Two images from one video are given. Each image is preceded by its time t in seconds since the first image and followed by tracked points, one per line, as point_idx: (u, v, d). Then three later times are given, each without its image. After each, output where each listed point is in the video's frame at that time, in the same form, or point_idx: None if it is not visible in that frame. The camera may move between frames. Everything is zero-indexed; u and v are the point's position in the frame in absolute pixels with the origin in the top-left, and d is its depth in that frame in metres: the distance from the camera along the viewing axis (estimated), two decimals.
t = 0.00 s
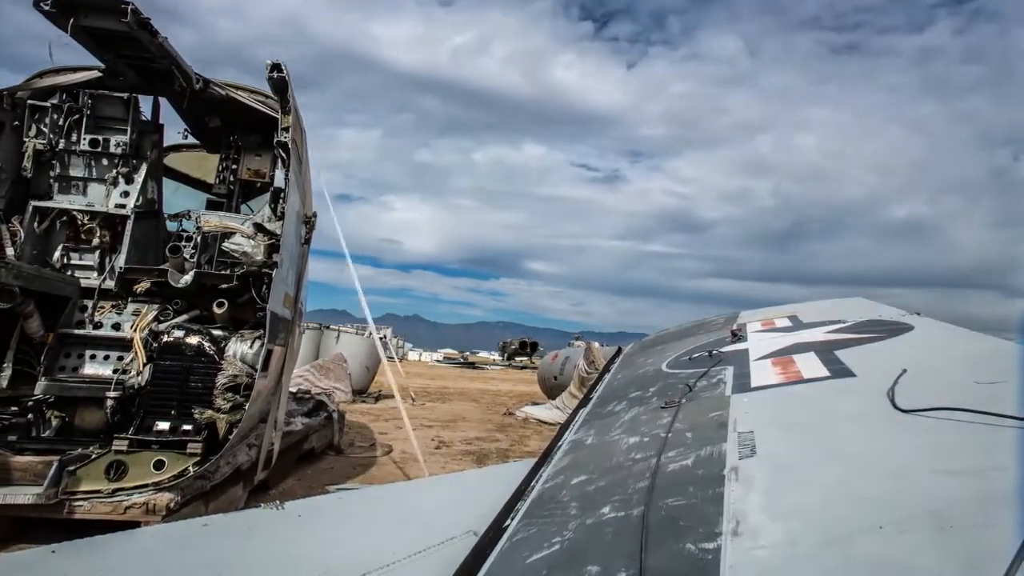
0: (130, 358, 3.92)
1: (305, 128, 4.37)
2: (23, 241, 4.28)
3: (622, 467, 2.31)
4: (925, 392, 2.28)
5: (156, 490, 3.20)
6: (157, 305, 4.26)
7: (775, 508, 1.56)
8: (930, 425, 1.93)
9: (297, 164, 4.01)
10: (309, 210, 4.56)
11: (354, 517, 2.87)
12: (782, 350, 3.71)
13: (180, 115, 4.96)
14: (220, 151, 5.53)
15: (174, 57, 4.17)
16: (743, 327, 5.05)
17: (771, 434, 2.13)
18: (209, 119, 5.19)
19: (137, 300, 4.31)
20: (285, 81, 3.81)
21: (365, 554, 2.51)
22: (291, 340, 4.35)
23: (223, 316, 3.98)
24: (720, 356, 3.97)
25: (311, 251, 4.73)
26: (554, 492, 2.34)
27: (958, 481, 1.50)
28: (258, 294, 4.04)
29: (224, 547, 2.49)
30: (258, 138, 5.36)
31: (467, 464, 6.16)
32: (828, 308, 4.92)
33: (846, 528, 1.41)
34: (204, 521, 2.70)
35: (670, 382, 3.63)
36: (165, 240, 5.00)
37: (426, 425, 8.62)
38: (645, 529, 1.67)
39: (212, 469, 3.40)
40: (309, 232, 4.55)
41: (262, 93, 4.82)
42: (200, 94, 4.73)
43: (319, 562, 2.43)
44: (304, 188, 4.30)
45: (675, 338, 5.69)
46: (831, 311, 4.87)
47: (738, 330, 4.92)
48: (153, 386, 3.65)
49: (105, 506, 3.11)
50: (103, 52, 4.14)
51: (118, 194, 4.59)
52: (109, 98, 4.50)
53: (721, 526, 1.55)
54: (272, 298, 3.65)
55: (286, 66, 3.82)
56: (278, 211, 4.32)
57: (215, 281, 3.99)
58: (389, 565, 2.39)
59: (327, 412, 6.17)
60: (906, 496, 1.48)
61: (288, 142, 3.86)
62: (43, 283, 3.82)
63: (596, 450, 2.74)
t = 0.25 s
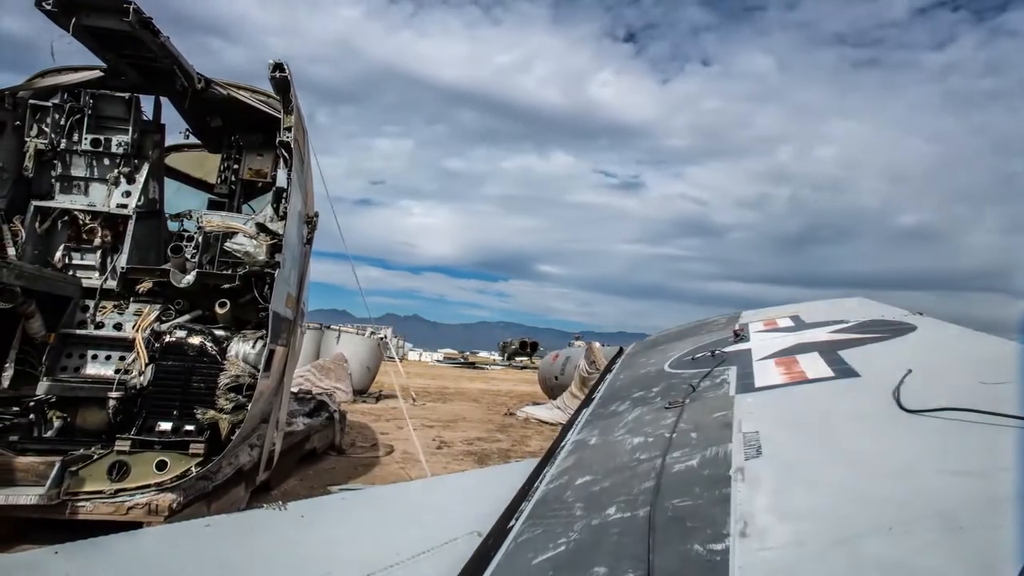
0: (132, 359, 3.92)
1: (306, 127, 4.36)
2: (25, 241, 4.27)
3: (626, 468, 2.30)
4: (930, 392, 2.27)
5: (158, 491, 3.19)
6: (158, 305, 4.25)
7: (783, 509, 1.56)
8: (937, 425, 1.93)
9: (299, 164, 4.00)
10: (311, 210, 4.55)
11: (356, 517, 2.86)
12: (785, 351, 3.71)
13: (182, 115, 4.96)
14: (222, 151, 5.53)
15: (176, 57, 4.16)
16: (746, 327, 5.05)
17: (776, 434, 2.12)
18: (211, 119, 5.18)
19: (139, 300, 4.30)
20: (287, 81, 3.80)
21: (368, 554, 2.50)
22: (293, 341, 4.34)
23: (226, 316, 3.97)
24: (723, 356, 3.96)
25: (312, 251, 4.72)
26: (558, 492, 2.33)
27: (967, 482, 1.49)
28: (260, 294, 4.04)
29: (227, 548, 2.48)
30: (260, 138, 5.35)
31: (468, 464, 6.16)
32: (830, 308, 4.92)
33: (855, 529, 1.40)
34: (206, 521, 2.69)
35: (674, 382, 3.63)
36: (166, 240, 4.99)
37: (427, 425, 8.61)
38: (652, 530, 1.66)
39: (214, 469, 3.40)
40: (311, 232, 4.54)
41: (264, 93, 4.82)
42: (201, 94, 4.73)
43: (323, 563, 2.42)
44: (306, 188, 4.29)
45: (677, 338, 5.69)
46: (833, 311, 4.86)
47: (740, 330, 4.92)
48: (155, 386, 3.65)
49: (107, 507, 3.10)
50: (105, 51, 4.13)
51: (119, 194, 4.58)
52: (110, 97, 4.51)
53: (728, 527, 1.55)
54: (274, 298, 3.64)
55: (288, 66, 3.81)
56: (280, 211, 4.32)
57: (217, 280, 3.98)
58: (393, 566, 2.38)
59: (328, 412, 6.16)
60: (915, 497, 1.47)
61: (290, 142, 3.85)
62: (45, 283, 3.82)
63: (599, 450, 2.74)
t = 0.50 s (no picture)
0: (134, 359, 3.92)
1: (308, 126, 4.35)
2: (27, 241, 4.26)
3: (631, 469, 2.29)
4: (936, 392, 2.26)
5: (160, 492, 3.18)
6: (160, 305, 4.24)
7: (791, 509, 1.55)
8: (944, 425, 1.92)
9: (302, 163, 3.99)
10: (313, 210, 4.55)
11: (360, 518, 2.85)
12: (788, 350, 3.70)
13: (184, 115, 4.95)
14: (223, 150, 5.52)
15: (178, 56, 4.15)
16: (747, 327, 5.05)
17: (782, 434, 2.12)
18: (212, 118, 5.18)
19: (141, 300, 4.29)
20: (289, 80, 3.80)
21: (372, 555, 2.49)
22: (295, 341, 4.34)
23: (228, 316, 3.97)
24: (726, 355, 3.96)
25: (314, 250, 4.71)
26: (562, 493, 2.33)
27: (976, 483, 1.48)
28: (263, 294, 4.03)
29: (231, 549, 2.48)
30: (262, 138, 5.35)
31: (470, 464, 6.16)
32: (832, 308, 4.92)
33: (864, 530, 1.40)
34: (209, 522, 2.69)
35: (677, 382, 3.62)
36: (168, 240, 4.98)
37: (428, 425, 8.61)
38: (659, 532, 1.66)
39: (216, 470, 3.39)
40: (313, 232, 4.54)
41: (266, 92, 4.81)
42: (203, 94, 4.72)
43: (327, 564, 2.41)
44: (308, 187, 4.28)
45: (678, 337, 5.68)
46: (835, 311, 4.86)
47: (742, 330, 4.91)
48: (157, 386, 3.64)
49: (109, 508, 3.09)
50: (106, 51, 4.12)
51: (120, 194, 4.59)
52: (112, 97, 4.51)
53: (736, 528, 1.54)
54: (276, 298, 3.64)
55: (290, 65, 3.80)
56: (282, 211, 4.31)
57: (220, 280, 3.98)
58: (398, 567, 2.37)
59: (330, 412, 6.15)
60: (923, 497, 1.47)
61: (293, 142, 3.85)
62: (47, 283, 3.81)
63: (603, 451, 2.73)
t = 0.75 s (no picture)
0: (136, 359, 3.92)
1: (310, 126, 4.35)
2: (29, 242, 4.25)
3: (636, 469, 2.28)
4: (941, 392, 2.26)
5: (163, 492, 3.17)
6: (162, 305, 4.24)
7: (798, 510, 1.55)
8: (951, 425, 1.91)
9: (304, 163, 3.99)
10: (315, 209, 4.54)
11: (363, 518, 2.85)
12: (791, 350, 3.69)
13: (185, 115, 4.94)
14: (225, 150, 5.51)
15: (179, 56, 4.15)
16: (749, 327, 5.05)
17: (787, 434, 2.11)
18: (214, 118, 5.17)
19: (142, 301, 4.29)
20: (292, 80, 3.79)
21: (375, 556, 2.48)
22: (297, 341, 4.33)
23: (230, 316, 3.96)
24: (729, 355, 3.95)
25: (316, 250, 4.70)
26: (566, 493, 2.32)
27: (985, 483, 1.48)
28: (265, 294, 4.02)
29: (235, 549, 2.47)
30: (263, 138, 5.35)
31: (471, 464, 6.15)
32: (833, 309, 4.91)
33: (873, 531, 1.39)
34: (213, 523, 2.68)
35: (680, 382, 3.62)
36: (169, 240, 4.98)
37: (429, 425, 8.61)
38: (666, 533, 1.65)
39: (218, 471, 3.38)
40: (315, 232, 4.53)
41: (267, 92, 4.81)
42: (205, 93, 4.72)
43: (331, 564, 2.40)
44: (310, 187, 4.28)
45: (680, 337, 5.68)
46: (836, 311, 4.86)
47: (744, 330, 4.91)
48: (159, 386, 3.63)
49: (111, 508, 3.09)
50: (107, 50, 4.12)
51: (122, 194, 4.58)
52: (113, 96, 4.45)
53: (744, 529, 1.54)
54: (279, 297, 3.63)
55: (292, 65, 3.79)
56: (284, 210, 4.30)
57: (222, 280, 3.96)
58: (402, 567, 2.37)
59: (331, 413, 6.15)
60: (932, 497, 1.46)
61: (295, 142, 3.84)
62: (49, 283, 3.81)
63: (607, 451, 2.73)
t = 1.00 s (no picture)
0: (138, 360, 3.92)
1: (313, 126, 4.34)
2: (30, 242, 4.25)
3: (641, 470, 2.27)
4: (948, 393, 2.25)
5: (165, 493, 3.16)
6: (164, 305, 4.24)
7: (808, 511, 1.54)
8: (959, 426, 1.90)
9: (306, 163, 3.98)
10: (317, 209, 4.53)
11: (367, 519, 2.84)
12: (795, 350, 3.69)
13: (187, 114, 4.93)
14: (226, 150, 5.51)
15: (181, 55, 4.14)
16: (751, 327, 5.04)
17: (794, 435, 2.11)
18: (215, 118, 5.17)
19: (144, 301, 4.28)
20: (294, 80, 3.78)
21: (378, 556, 2.47)
22: (299, 341, 4.32)
23: (232, 317, 3.96)
24: (732, 355, 3.95)
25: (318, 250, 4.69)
26: (571, 494, 2.31)
27: (995, 484, 1.47)
28: (267, 294, 4.02)
29: (238, 550, 2.46)
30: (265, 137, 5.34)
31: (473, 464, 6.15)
32: (836, 308, 4.91)
33: (883, 533, 1.38)
34: (216, 524, 2.68)
35: (683, 382, 3.61)
36: (170, 240, 4.98)
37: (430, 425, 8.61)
38: (673, 535, 1.64)
39: (220, 471, 3.37)
40: (317, 232, 4.52)
41: (269, 91, 4.80)
42: (206, 93, 4.71)
43: (334, 565, 2.40)
44: (312, 187, 4.27)
45: (682, 337, 5.68)
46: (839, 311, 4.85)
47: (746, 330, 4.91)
48: (162, 387, 3.63)
49: (114, 509, 3.08)
50: (109, 50, 4.11)
51: (124, 194, 4.55)
52: (115, 96, 4.44)
53: (752, 531, 1.53)
54: (281, 297, 3.62)
55: (295, 64, 3.78)
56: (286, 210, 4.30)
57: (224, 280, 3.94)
58: (406, 568, 2.36)
59: (333, 413, 6.14)
60: (942, 499, 1.45)
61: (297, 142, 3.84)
62: (51, 284, 3.80)
63: (612, 452, 2.72)
